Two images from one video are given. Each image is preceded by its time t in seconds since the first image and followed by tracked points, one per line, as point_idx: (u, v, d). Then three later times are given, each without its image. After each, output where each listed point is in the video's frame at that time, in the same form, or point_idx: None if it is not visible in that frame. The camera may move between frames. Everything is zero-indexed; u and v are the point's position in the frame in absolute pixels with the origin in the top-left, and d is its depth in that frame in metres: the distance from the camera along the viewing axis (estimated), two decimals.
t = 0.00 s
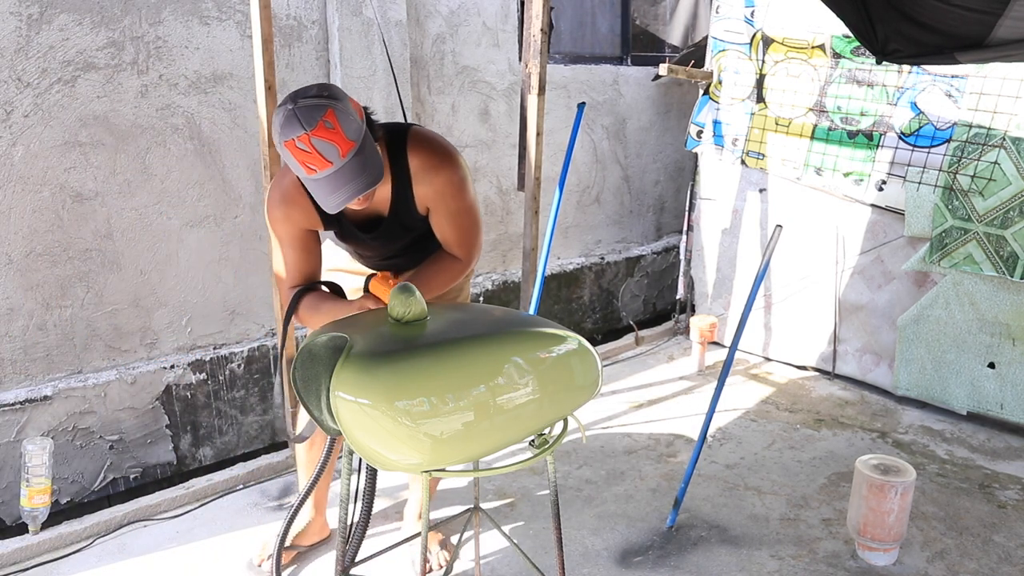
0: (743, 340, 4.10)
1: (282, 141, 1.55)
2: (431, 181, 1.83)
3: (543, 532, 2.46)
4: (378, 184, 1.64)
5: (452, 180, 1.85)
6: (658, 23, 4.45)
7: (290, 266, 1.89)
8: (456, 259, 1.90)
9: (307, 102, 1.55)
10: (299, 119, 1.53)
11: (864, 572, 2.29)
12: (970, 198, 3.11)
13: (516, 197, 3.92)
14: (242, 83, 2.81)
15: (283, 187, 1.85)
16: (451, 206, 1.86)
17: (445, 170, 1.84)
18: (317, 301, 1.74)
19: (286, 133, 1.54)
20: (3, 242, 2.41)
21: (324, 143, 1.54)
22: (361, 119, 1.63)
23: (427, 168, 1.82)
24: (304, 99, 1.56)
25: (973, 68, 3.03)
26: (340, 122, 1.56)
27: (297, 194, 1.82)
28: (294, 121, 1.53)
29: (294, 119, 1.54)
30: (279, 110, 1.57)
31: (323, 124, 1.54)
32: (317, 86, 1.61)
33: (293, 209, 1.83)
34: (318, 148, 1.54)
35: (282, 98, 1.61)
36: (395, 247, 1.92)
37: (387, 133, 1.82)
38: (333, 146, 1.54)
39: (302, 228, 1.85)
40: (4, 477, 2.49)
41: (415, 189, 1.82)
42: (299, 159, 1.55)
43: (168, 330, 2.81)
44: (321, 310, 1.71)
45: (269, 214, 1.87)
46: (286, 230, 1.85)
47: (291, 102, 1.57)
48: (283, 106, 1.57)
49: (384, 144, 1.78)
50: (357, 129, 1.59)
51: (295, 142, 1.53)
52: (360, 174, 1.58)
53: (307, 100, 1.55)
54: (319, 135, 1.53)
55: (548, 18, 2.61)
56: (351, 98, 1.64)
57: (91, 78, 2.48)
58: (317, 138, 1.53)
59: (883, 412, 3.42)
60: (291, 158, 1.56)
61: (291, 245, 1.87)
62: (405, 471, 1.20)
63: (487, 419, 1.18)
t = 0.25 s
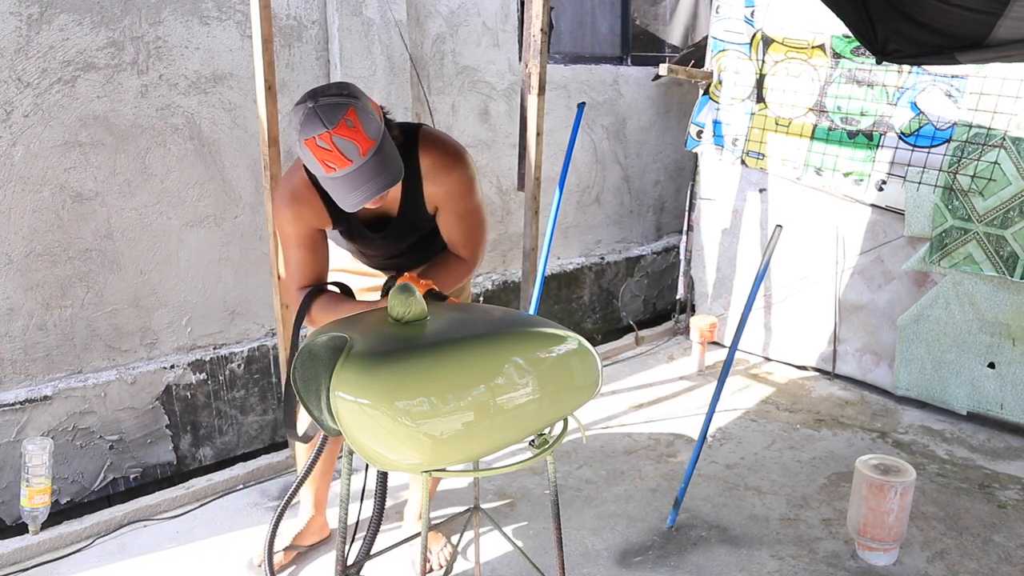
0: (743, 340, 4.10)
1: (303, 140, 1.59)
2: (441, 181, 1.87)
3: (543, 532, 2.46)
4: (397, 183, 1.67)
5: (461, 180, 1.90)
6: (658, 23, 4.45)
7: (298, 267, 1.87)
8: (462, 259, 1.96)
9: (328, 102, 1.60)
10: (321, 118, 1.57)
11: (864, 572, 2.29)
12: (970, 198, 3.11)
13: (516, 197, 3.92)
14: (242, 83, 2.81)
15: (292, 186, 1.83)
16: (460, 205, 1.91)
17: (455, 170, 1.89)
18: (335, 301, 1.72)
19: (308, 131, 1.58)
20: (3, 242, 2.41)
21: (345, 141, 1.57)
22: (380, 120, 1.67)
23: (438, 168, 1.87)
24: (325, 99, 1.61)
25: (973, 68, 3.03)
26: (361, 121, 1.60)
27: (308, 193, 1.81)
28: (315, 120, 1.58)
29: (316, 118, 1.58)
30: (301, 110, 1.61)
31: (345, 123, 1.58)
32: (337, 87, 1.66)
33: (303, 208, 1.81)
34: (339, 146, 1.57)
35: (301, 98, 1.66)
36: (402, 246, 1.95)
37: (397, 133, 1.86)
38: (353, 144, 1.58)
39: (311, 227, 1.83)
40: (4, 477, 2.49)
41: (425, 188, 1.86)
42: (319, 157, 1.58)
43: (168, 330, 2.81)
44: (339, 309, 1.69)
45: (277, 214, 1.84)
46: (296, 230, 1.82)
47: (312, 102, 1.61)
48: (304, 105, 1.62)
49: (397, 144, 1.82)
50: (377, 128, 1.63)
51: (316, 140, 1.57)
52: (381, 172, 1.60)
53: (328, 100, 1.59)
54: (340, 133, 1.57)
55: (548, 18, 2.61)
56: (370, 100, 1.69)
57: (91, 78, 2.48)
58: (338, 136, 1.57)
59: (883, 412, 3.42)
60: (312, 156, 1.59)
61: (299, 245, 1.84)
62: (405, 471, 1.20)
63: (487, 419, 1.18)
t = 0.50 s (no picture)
0: (743, 340, 4.10)
1: (310, 141, 1.59)
2: (446, 182, 1.88)
3: (543, 532, 2.46)
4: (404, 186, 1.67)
5: (466, 181, 1.90)
6: (658, 23, 4.44)
7: (302, 268, 1.84)
8: (465, 263, 1.98)
9: (336, 103, 1.61)
10: (329, 119, 1.58)
11: (864, 572, 2.29)
12: (970, 198, 3.11)
13: (516, 197, 3.92)
14: (242, 83, 2.81)
15: (298, 187, 1.82)
16: (463, 207, 1.92)
17: (460, 172, 1.90)
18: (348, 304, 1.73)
19: (315, 132, 1.58)
20: (3, 242, 2.41)
21: (352, 143, 1.58)
22: (387, 123, 1.68)
23: (443, 169, 1.87)
24: (333, 100, 1.62)
25: (973, 68, 3.03)
26: (369, 123, 1.61)
27: (314, 193, 1.81)
28: (323, 121, 1.58)
29: (324, 119, 1.58)
30: (308, 111, 1.62)
31: (353, 125, 1.59)
32: (346, 88, 1.66)
33: (309, 208, 1.80)
34: (346, 148, 1.58)
35: (309, 99, 1.66)
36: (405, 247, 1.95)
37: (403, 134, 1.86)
38: (361, 147, 1.59)
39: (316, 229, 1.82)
40: (4, 477, 2.49)
41: (430, 189, 1.86)
42: (326, 158, 1.59)
43: (168, 330, 2.81)
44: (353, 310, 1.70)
45: (282, 215, 1.83)
46: (300, 230, 1.81)
47: (320, 102, 1.62)
48: (312, 106, 1.62)
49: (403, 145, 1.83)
50: (384, 131, 1.64)
51: (323, 141, 1.57)
52: (388, 174, 1.61)
53: (336, 101, 1.60)
54: (348, 135, 1.58)
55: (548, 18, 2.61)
56: (377, 102, 1.70)
57: (91, 78, 2.48)
58: (345, 138, 1.58)
59: (883, 412, 3.42)
60: (318, 157, 1.60)
61: (303, 246, 1.82)
62: (405, 471, 1.20)
63: (487, 419, 1.18)
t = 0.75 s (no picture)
0: (743, 340, 4.10)
1: (298, 144, 1.60)
2: (439, 185, 1.86)
3: (543, 532, 2.46)
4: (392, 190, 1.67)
5: (459, 183, 1.88)
6: (658, 23, 4.43)
7: (297, 271, 1.85)
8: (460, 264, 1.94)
9: (324, 107, 1.60)
10: (316, 123, 1.58)
11: (864, 572, 2.29)
12: (970, 199, 3.11)
13: (516, 197, 3.92)
14: (242, 83, 2.81)
15: (291, 189, 1.83)
16: (457, 210, 1.89)
17: (454, 174, 1.87)
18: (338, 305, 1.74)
19: (303, 135, 1.59)
20: (3, 242, 2.41)
21: (339, 147, 1.58)
22: (376, 125, 1.68)
23: (437, 172, 1.85)
24: (321, 104, 1.61)
25: (973, 68, 3.04)
26: (356, 126, 1.60)
27: (306, 196, 1.81)
28: (310, 125, 1.59)
29: (311, 123, 1.59)
30: (296, 114, 1.62)
31: (340, 129, 1.58)
32: (334, 92, 1.66)
33: (302, 211, 1.81)
34: (334, 152, 1.58)
35: (300, 103, 1.66)
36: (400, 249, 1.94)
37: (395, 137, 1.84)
38: (348, 150, 1.59)
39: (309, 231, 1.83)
40: (4, 477, 2.49)
41: (423, 192, 1.85)
42: (314, 162, 1.59)
43: (168, 330, 2.81)
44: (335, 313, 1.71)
45: (275, 218, 1.84)
46: (293, 233, 1.82)
47: (308, 106, 1.62)
48: (301, 110, 1.62)
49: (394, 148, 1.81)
50: (372, 134, 1.63)
51: (311, 145, 1.58)
52: (376, 178, 1.62)
53: (324, 105, 1.60)
54: (335, 139, 1.58)
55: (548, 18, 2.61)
56: (366, 104, 1.69)
57: (91, 78, 2.48)
58: (333, 142, 1.58)
59: (883, 412, 3.42)
60: (306, 161, 1.60)
61: (298, 249, 1.84)
62: (405, 471, 1.20)
63: (487, 419, 1.18)
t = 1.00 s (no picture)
0: (743, 340, 4.10)
1: (262, 154, 1.57)
2: (414, 187, 1.83)
3: (543, 532, 2.46)
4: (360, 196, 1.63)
5: (435, 184, 1.85)
6: (658, 23, 4.43)
7: (274, 277, 1.84)
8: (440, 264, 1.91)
9: (287, 115, 1.57)
10: (279, 132, 1.55)
11: (864, 572, 2.29)
12: (970, 199, 3.11)
13: (516, 197, 3.92)
14: (242, 83, 2.81)
15: (264, 195, 1.82)
16: (434, 211, 1.86)
17: (429, 175, 1.84)
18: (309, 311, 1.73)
19: (267, 145, 1.56)
20: (3, 242, 2.41)
21: (303, 156, 1.55)
22: (343, 131, 1.64)
23: (411, 173, 1.82)
24: (284, 112, 1.58)
25: (973, 68, 3.04)
26: (320, 134, 1.56)
27: (279, 202, 1.80)
28: (274, 134, 1.56)
29: (274, 132, 1.56)
30: (260, 124, 1.59)
31: (303, 137, 1.55)
32: (299, 98, 1.62)
33: (277, 218, 1.80)
34: (298, 160, 1.55)
35: (266, 111, 1.63)
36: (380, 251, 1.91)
37: (368, 139, 1.81)
38: (312, 158, 1.55)
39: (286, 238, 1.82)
40: (4, 477, 2.49)
41: (398, 195, 1.82)
42: (279, 172, 1.56)
43: (168, 330, 2.81)
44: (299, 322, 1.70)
45: (251, 226, 1.83)
46: (268, 240, 1.81)
47: (272, 115, 1.59)
48: (265, 119, 1.60)
49: (366, 150, 1.78)
50: (338, 140, 1.60)
51: (275, 155, 1.55)
52: (341, 184, 1.58)
53: (287, 113, 1.57)
54: (298, 147, 1.55)
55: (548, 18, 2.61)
56: (333, 110, 1.65)
57: (91, 78, 2.48)
58: (296, 150, 1.54)
59: (883, 412, 3.42)
60: (271, 170, 1.57)
61: (274, 255, 1.83)
62: (405, 471, 1.20)
63: (487, 419, 1.18)
